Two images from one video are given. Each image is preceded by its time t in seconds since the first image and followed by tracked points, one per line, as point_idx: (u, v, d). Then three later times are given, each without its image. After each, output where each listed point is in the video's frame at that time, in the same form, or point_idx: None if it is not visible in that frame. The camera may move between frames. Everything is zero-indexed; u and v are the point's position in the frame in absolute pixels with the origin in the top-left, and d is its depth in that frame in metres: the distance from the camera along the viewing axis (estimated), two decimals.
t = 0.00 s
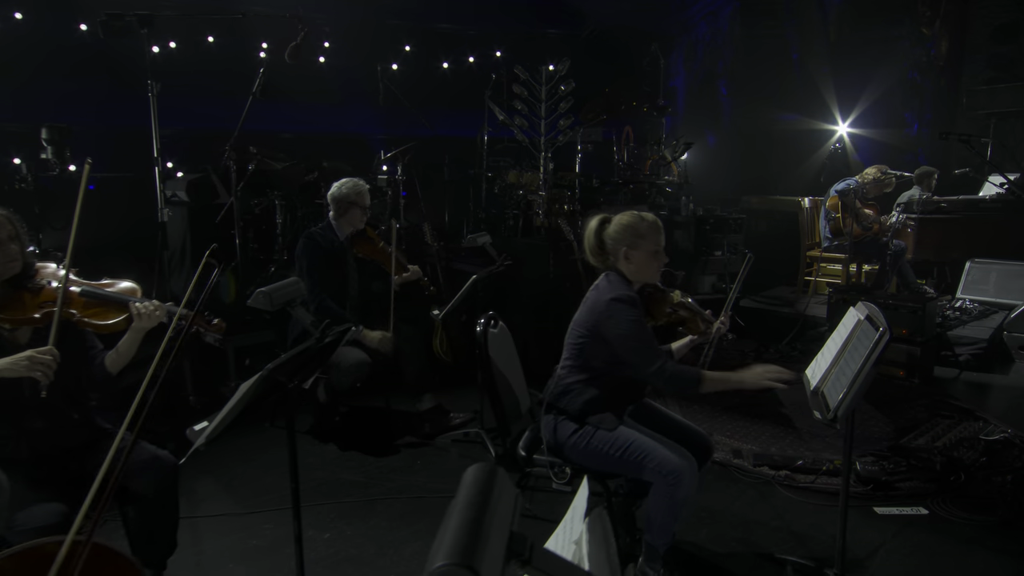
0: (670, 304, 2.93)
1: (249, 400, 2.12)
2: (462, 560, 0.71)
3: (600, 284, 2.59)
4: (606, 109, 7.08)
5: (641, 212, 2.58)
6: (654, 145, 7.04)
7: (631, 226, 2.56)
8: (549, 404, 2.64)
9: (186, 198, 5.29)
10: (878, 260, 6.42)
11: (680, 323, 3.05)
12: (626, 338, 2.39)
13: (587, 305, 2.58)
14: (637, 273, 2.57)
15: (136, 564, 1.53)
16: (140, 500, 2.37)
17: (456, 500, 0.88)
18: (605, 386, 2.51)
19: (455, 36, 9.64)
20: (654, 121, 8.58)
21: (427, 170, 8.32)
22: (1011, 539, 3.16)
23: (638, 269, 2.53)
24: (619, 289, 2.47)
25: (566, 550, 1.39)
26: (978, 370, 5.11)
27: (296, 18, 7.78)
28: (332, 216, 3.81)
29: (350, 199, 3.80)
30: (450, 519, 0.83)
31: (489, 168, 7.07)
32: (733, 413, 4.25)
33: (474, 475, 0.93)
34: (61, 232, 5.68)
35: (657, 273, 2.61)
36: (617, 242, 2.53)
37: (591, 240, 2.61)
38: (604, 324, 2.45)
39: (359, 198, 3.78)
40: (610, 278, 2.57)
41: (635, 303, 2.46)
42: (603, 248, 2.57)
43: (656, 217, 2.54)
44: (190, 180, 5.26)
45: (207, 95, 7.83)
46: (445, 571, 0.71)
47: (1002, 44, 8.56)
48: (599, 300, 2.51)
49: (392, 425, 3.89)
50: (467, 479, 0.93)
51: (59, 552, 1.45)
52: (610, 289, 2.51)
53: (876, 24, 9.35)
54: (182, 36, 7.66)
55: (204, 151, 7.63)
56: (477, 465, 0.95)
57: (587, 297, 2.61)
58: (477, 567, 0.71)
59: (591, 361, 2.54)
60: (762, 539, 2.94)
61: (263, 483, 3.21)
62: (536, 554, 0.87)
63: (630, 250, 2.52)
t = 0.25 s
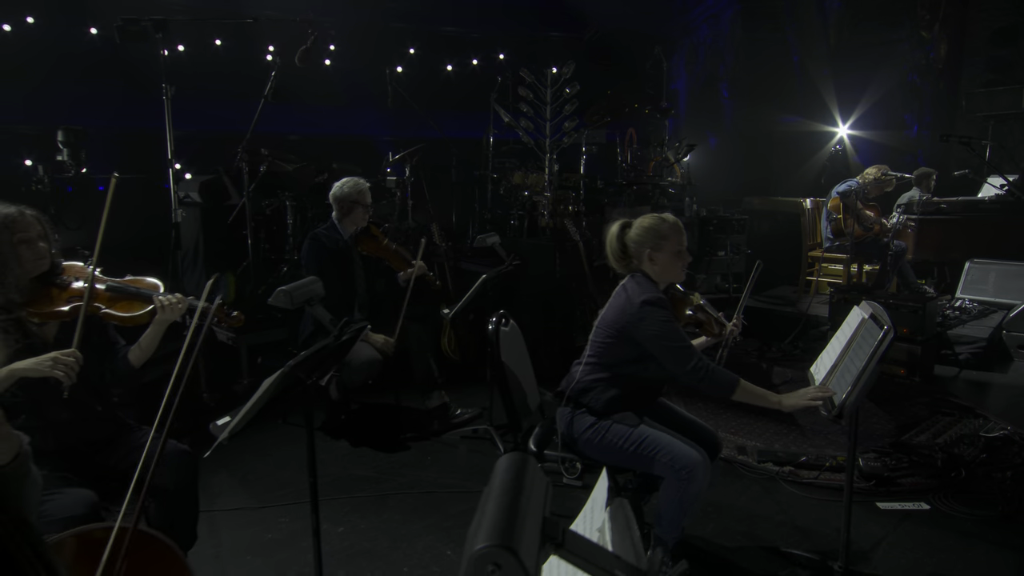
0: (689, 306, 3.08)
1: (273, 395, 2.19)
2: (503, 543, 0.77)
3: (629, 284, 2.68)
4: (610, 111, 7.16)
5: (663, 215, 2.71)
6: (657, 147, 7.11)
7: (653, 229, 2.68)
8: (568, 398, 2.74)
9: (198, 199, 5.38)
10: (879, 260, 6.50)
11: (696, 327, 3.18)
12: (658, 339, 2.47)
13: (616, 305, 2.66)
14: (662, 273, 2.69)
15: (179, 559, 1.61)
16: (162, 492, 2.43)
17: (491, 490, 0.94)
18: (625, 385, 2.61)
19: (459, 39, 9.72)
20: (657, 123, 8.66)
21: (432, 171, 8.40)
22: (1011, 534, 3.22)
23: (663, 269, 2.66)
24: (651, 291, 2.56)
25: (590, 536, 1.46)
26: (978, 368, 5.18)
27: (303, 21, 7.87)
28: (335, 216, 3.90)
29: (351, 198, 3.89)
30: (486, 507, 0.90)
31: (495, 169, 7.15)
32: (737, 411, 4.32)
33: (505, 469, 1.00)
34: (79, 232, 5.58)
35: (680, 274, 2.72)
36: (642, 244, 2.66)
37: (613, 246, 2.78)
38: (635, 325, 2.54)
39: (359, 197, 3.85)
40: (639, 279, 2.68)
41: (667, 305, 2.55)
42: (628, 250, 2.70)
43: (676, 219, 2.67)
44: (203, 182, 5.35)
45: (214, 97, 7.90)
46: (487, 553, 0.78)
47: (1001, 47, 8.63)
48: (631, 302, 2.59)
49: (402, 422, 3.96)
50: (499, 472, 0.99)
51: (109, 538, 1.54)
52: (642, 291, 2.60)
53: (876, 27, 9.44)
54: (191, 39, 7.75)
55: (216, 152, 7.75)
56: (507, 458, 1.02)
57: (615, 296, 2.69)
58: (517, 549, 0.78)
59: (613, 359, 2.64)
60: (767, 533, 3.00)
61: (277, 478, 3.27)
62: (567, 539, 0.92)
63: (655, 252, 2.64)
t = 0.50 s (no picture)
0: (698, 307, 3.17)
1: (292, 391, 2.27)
2: (538, 527, 0.80)
3: (645, 285, 2.73)
4: (614, 113, 7.22)
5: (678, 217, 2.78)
6: (660, 148, 7.20)
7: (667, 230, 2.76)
8: (579, 394, 2.82)
9: (210, 200, 5.48)
10: (879, 260, 6.58)
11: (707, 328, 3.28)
12: (669, 340, 2.53)
13: (630, 304, 2.72)
14: (676, 274, 2.78)
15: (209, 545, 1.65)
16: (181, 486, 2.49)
17: (520, 476, 0.96)
18: (636, 383, 2.68)
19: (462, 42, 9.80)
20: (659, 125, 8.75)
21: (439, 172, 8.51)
22: (1010, 529, 3.29)
23: (676, 271, 2.75)
24: (665, 293, 2.62)
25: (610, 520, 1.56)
26: (977, 367, 5.25)
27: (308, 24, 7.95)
28: (339, 218, 3.98)
29: (353, 200, 3.96)
30: (516, 490, 0.92)
31: (499, 170, 7.24)
32: (740, 409, 4.39)
33: (534, 459, 0.99)
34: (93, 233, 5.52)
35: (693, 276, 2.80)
36: (656, 246, 2.75)
37: (627, 247, 2.90)
38: (648, 325, 2.60)
39: (356, 196, 3.94)
40: (653, 280, 2.74)
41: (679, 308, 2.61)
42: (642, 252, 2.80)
43: (690, 222, 2.74)
44: (214, 184, 5.44)
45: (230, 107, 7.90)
46: (521, 536, 0.80)
47: (999, 50, 8.51)
48: (644, 302, 2.65)
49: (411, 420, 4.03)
50: (528, 462, 0.99)
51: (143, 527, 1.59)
52: (655, 291, 2.67)
53: (872, 31, 9.74)
54: (197, 42, 7.84)
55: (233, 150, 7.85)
56: (534, 450, 1.01)
57: (629, 296, 2.75)
58: (551, 533, 0.81)
59: (625, 358, 2.71)
60: (771, 528, 3.07)
61: (290, 474, 3.34)
62: (593, 525, 0.96)
63: (669, 253, 2.73)
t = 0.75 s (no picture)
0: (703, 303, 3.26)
1: (309, 388, 2.35)
2: (567, 513, 0.85)
3: (643, 282, 2.82)
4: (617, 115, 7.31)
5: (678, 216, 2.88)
6: (663, 150, 7.30)
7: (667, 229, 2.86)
8: (585, 391, 2.89)
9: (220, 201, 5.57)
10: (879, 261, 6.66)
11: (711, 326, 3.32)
12: (665, 335, 2.61)
13: (629, 300, 2.82)
14: (676, 271, 2.86)
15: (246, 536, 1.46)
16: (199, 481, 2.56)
17: (546, 468, 0.98)
18: (640, 380, 2.74)
19: (466, 45, 9.90)
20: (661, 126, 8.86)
21: (444, 172, 8.67)
22: (1008, 523, 3.35)
23: (676, 268, 2.84)
24: (661, 289, 2.70)
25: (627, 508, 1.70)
26: (975, 366, 5.32)
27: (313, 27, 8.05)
28: (340, 219, 4.03)
29: (354, 202, 4.01)
30: (542, 477, 0.96)
31: (503, 171, 7.32)
32: (743, 406, 4.46)
33: (555, 454, 1.01)
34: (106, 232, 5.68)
35: (693, 273, 2.89)
36: (656, 244, 2.85)
37: (628, 245, 2.97)
38: (644, 319, 2.69)
39: (356, 197, 3.98)
40: (651, 276, 2.82)
41: (675, 303, 2.69)
42: (642, 250, 2.90)
43: (691, 220, 2.84)
44: (224, 185, 5.53)
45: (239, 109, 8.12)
46: (551, 522, 0.85)
47: (995, 54, 8.53)
48: (642, 298, 2.74)
49: (418, 418, 4.09)
50: (548, 455, 1.02)
51: (185, 516, 1.43)
52: (651, 286, 2.77)
53: (871, 34, 9.80)
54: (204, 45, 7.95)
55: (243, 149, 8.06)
56: (558, 442, 1.03)
57: (628, 293, 2.85)
58: (580, 518, 0.86)
59: (627, 353, 2.78)
60: (774, 522, 3.14)
61: (302, 469, 3.40)
62: (618, 511, 1.00)
63: (669, 250, 2.82)
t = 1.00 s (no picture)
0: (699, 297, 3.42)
1: (325, 384, 2.43)
2: (592, 499, 0.88)
3: (634, 278, 2.92)
4: (620, 117, 7.42)
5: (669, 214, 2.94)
6: (664, 151, 7.40)
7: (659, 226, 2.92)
8: (586, 391, 2.95)
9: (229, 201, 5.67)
10: (879, 261, 6.75)
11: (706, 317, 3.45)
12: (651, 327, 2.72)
13: (620, 297, 2.94)
14: (667, 267, 2.93)
15: (275, 528, 1.52)
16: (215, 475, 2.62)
17: (569, 455, 1.02)
18: (638, 375, 2.83)
19: (469, 47, 10.10)
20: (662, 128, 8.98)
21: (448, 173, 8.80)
22: (1008, 518, 3.41)
23: (668, 265, 2.91)
24: (649, 284, 2.79)
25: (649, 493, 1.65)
26: (973, 364, 5.39)
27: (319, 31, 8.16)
28: (342, 220, 4.08)
29: (358, 204, 4.05)
30: (564, 466, 1.00)
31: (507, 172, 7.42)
32: (745, 403, 4.52)
33: (577, 438, 1.06)
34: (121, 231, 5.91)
35: (684, 268, 2.96)
36: (648, 240, 2.92)
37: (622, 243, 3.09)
38: (635, 315, 2.78)
39: (360, 199, 4.03)
40: (641, 273, 2.93)
41: (663, 297, 2.78)
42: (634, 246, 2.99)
43: (681, 218, 2.91)
44: (234, 186, 5.62)
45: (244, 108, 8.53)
46: (577, 508, 0.88)
47: (992, 57, 8.73)
48: (632, 292, 2.85)
49: (426, 416, 4.14)
50: (571, 442, 1.06)
51: (223, 506, 1.50)
52: (641, 282, 2.87)
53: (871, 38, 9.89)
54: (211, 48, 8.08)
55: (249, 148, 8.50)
56: (580, 430, 1.07)
57: (620, 289, 2.96)
58: (605, 505, 0.88)
59: (623, 350, 2.88)
60: (778, 517, 3.19)
61: (313, 466, 3.46)
62: (638, 500, 1.03)
63: (660, 247, 2.88)
